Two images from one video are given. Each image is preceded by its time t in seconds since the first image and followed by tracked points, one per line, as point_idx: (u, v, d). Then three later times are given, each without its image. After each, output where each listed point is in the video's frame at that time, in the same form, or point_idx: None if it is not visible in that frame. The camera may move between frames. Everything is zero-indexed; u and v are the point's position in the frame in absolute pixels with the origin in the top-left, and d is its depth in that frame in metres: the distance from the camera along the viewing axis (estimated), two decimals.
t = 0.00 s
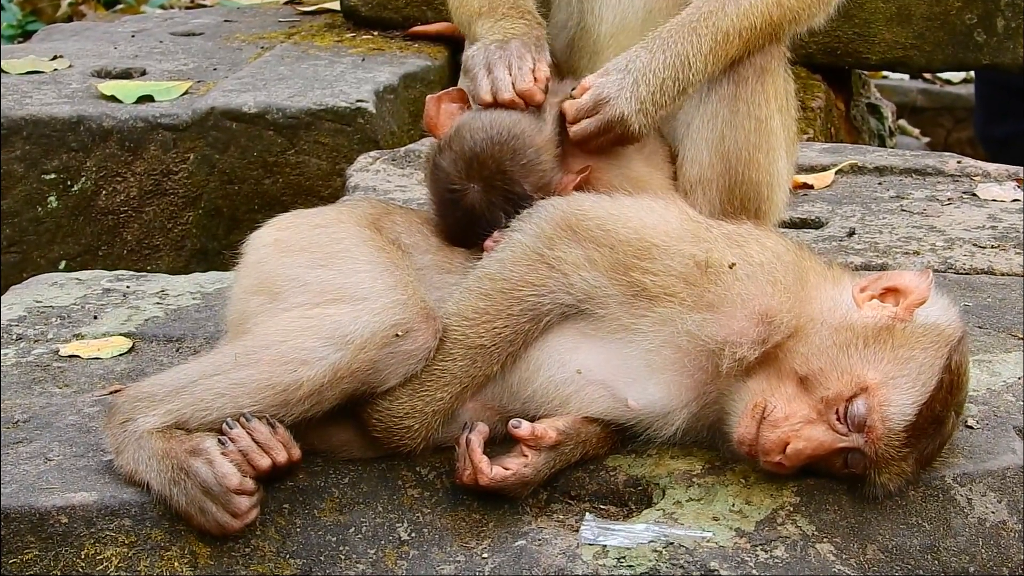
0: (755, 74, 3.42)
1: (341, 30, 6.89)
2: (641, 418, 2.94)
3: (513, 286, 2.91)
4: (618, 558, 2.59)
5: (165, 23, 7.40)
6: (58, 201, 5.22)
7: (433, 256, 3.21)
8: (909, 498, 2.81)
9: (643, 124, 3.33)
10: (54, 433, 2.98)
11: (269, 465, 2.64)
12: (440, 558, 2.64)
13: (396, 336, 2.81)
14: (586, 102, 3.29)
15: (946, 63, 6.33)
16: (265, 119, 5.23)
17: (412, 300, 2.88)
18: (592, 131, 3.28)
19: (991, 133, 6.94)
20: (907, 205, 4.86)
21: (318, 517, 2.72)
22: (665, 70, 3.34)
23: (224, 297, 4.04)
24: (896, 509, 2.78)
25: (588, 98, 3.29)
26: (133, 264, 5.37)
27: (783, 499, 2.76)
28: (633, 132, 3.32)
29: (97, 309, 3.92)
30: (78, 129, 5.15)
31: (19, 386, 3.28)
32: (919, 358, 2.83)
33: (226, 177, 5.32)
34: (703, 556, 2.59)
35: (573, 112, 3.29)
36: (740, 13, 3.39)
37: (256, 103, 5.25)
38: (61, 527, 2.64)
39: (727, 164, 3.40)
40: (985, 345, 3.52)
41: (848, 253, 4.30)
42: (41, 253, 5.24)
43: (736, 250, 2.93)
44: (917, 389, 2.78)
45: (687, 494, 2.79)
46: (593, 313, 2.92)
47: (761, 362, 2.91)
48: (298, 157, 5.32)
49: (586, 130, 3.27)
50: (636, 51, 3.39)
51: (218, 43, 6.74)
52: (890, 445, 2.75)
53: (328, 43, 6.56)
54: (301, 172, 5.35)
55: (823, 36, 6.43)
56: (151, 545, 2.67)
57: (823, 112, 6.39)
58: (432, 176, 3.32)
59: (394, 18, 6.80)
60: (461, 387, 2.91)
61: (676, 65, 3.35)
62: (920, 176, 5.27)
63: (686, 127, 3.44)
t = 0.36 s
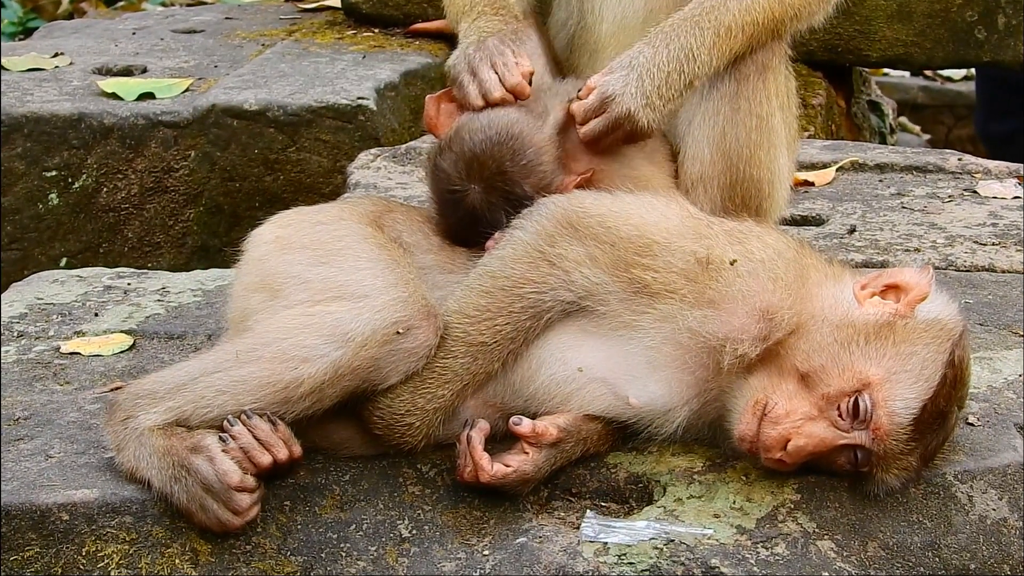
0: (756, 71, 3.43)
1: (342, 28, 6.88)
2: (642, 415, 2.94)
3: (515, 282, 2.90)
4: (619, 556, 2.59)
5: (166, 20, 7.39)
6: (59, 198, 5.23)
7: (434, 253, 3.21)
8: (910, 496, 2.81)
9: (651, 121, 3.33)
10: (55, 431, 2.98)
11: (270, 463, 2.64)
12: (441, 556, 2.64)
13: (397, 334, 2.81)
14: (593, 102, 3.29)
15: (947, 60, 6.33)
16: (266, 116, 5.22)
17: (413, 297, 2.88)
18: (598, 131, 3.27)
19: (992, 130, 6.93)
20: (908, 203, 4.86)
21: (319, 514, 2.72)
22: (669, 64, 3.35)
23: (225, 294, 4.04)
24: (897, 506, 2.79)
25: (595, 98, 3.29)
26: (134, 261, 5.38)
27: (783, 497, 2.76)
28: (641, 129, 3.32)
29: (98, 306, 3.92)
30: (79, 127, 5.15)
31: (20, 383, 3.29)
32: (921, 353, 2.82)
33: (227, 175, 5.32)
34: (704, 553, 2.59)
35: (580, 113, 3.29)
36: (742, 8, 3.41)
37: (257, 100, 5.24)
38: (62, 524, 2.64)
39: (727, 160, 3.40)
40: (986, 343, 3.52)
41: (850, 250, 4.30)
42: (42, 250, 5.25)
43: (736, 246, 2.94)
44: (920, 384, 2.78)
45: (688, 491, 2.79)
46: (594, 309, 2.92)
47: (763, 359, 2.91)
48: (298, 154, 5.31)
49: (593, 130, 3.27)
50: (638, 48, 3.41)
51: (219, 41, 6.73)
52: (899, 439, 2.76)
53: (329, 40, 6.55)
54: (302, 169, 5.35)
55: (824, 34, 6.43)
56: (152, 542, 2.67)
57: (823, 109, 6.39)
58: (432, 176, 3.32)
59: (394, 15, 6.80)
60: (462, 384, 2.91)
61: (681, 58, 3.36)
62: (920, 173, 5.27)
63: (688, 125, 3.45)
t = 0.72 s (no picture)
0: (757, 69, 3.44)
1: (341, 25, 6.88)
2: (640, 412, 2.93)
3: (514, 279, 2.91)
4: (617, 554, 2.59)
5: (165, 18, 7.39)
6: (58, 196, 5.23)
7: (432, 252, 3.22)
8: (908, 494, 2.81)
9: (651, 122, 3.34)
10: (53, 428, 2.98)
11: (268, 460, 2.64)
12: (439, 553, 2.64)
13: (395, 331, 2.81)
14: (594, 101, 3.29)
15: (947, 59, 6.33)
16: (265, 114, 5.22)
17: (411, 295, 2.88)
18: (598, 131, 3.28)
19: (991, 129, 6.94)
20: (907, 201, 4.86)
21: (317, 512, 2.72)
22: (670, 67, 3.35)
23: (224, 292, 4.04)
24: (895, 504, 2.79)
25: (596, 97, 3.30)
26: (133, 259, 5.39)
27: (781, 495, 2.76)
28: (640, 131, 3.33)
29: (96, 303, 3.92)
30: (78, 124, 5.15)
31: (19, 380, 3.29)
32: (919, 352, 2.81)
33: (226, 172, 5.32)
34: (701, 551, 2.59)
35: (581, 112, 3.30)
36: (743, 8, 3.40)
37: (256, 97, 5.24)
38: (60, 522, 2.65)
39: (727, 159, 3.40)
40: (984, 341, 3.52)
41: (848, 248, 4.30)
42: (41, 248, 5.26)
43: (735, 243, 2.93)
44: (917, 383, 2.77)
45: (686, 489, 2.79)
46: (593, 306, 2.92)
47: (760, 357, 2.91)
48: (298, 152, 5.31)
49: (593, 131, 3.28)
50: (639, 49, 3.40)
51: (219, 38, 6.73)
52: (895, 438, 2.75)
53: (329, 38, 6.55)
54: (302, 167, 5.35)
55: (823, 32, 6.43)
56: (150, 539, 2.67)
57: (823, 107, 6.40)
58: (432, 172, 3.29)
59: (394, 13, 6.80)
60: (462, 381, 2.91)
61: (681, 63, 3.35)
62: (919, 171, 5.27)
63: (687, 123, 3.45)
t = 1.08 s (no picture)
0: (756, 66, 3.53)
1: (343, 23, 6.88)
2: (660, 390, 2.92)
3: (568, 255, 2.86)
4: (620, 552, 2.59)
5: (167, 16, 7.38)
6: (60, 194, 5.23)
7: (442, 250, 3.16)
8: (911, 493, 2.79)
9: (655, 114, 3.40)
10: (55, 425, 2.99)
11: (269, 460, 2.64)
12: (441, 551, 2.65)
13: (395, 319, 2.85)
14: (600, 93, 3.32)
15: (948, 58, 6.33)
16: (267, 112, 5.21)
17: (408, 283, 2.93)
18: (605, 122, 3.29)
19: (992, 129, 6.95)
20: (909, 200, 4.85)
21: (319, 510, 2.72)
22: (673, 56, 3.44)
23: (226, 289, 4.04)
24: (897, 502, 2.77)
25: (602, 90, 3.33)
26: (135, 256, 5.41)
27: (784, 493, 2.76)
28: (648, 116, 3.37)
29: (98, 301, 3.92)
30: (81, 122, 5.15)
31: (21, 378, 3.29)
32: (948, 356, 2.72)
33: (228, 170, 5.33)
34: (703, 550, 2.60)
35: (588, 104, 3.30)
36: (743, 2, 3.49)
37: (258, 95, 5.23)
38: (63, 519, 2.65)
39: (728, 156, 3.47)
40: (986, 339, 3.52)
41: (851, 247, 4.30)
42: (43, 246, 5.26)
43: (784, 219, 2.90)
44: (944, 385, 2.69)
45: (688, 488, 2.79)
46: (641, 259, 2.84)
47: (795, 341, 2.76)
48: (299, 150, 5.30)
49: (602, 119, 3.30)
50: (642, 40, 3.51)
51: (221, 36, 6.72)
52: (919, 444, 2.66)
53: (331, 36, 6.55)
54: (304, 165, 5.35)
55: (825, 30, 6.43)
56: (152, 536, 2.67)
57: (824, 106, 6.40)
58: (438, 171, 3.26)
59: (396, 11, 6.80)
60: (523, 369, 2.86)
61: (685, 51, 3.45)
62: (921, 170, 5.27)
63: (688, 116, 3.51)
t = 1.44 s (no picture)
0: (755, 64, 3.48)
1: (342, 22, 6.88)
2: (655, 390, 2.95)
3: (535, 245, 2.86)
4: (618, 550, 2.59)
5: (166, 15, 7.38)
6: (59, 192, 5.23)
7: (434, 247, 3.18)
8: (910, 491, 2.80)
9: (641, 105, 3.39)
10: (53, 424, 2.99)
11: (265, 455, 2.64)
12: (439, 550, 2.65)
13: (368, 290, 2.82)
14: (568, 103, 3.30)
15: (947, 56, 6.33)
16: (266, 110, 5.21)
17: (378, 249, 2.90)
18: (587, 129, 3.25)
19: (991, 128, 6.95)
20: (908, 198, 4.85)
21: (318, 509, 2.72)
22: (639, 56, 3.44)
23: (225, 288, 4.05)
24: (895, 502, 2.78)
25: (569, 101, 3.30)
26: (134, 255, 5.42)
27: (782, 492, 2.76)
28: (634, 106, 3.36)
29: (97, 300, 3.92)
30: (79, 121, 5.15)
31: (20, 376, 3.29)
32: (940, 345, 2.84)
33: (227, 169, 5.32)
34: (702, 548, 2.58)
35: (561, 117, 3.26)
36: None
37: (257, 94, 5.22)
38: (61, 518, 2.65)
39: (727, 156, 3.43)
40: (985, 337, 3.52)
41: (850, 245, 4.30)
42: (42, 245, 5.27)
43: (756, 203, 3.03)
44: (941, 376, 2.79)
45: (687, 486, 2.79)
46: (619, 259, 2.91)
47: (782, 338, 2.92)
48: (298, 148, 5.30)
49: (581, 122, 3.25)
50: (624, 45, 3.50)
51: (220, 35, 6.72)
52: (912, 430, 2.77)
53: (330, 35, 6.54)
54: (303, 163, 5.34)
55: (824, 29, 6.43)
56: (151, 536, 2.67)
57: (824, 104, 6.40)
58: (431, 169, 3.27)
59: (395, 10, 6.79)
60: (472, 347, 2.89)
61: (652, 53, 3.45)
62: (921, 168, 5.27)
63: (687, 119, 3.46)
